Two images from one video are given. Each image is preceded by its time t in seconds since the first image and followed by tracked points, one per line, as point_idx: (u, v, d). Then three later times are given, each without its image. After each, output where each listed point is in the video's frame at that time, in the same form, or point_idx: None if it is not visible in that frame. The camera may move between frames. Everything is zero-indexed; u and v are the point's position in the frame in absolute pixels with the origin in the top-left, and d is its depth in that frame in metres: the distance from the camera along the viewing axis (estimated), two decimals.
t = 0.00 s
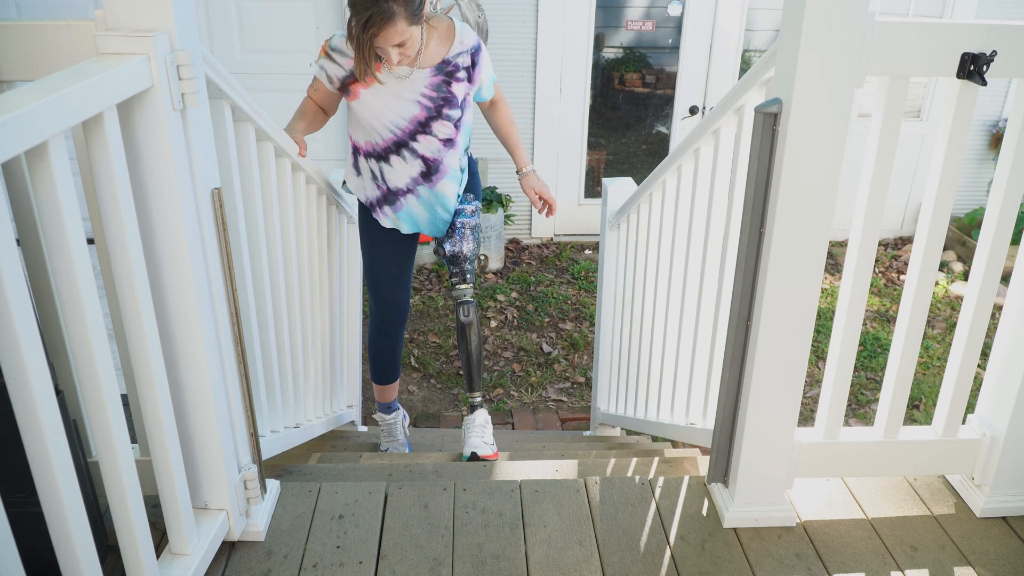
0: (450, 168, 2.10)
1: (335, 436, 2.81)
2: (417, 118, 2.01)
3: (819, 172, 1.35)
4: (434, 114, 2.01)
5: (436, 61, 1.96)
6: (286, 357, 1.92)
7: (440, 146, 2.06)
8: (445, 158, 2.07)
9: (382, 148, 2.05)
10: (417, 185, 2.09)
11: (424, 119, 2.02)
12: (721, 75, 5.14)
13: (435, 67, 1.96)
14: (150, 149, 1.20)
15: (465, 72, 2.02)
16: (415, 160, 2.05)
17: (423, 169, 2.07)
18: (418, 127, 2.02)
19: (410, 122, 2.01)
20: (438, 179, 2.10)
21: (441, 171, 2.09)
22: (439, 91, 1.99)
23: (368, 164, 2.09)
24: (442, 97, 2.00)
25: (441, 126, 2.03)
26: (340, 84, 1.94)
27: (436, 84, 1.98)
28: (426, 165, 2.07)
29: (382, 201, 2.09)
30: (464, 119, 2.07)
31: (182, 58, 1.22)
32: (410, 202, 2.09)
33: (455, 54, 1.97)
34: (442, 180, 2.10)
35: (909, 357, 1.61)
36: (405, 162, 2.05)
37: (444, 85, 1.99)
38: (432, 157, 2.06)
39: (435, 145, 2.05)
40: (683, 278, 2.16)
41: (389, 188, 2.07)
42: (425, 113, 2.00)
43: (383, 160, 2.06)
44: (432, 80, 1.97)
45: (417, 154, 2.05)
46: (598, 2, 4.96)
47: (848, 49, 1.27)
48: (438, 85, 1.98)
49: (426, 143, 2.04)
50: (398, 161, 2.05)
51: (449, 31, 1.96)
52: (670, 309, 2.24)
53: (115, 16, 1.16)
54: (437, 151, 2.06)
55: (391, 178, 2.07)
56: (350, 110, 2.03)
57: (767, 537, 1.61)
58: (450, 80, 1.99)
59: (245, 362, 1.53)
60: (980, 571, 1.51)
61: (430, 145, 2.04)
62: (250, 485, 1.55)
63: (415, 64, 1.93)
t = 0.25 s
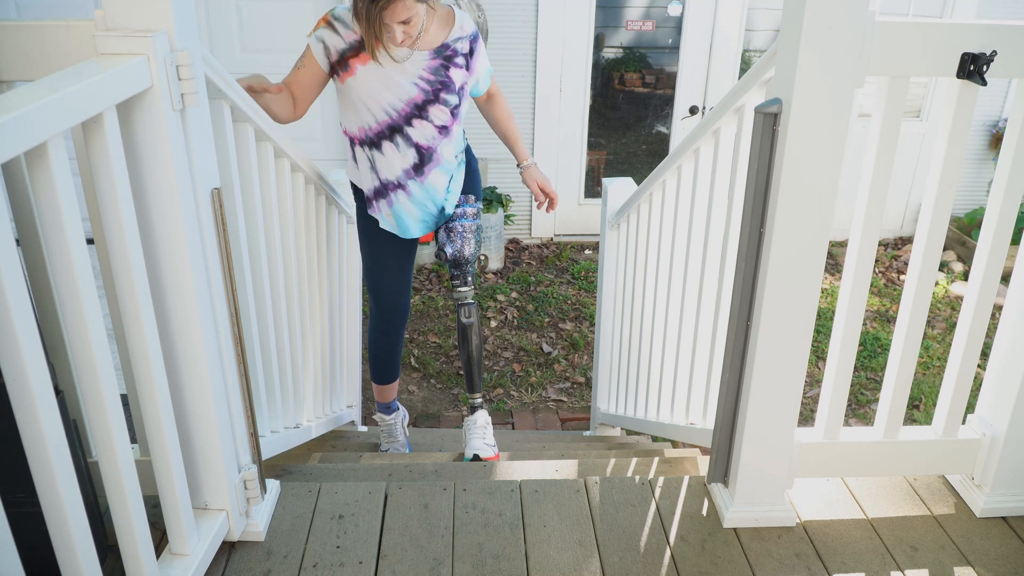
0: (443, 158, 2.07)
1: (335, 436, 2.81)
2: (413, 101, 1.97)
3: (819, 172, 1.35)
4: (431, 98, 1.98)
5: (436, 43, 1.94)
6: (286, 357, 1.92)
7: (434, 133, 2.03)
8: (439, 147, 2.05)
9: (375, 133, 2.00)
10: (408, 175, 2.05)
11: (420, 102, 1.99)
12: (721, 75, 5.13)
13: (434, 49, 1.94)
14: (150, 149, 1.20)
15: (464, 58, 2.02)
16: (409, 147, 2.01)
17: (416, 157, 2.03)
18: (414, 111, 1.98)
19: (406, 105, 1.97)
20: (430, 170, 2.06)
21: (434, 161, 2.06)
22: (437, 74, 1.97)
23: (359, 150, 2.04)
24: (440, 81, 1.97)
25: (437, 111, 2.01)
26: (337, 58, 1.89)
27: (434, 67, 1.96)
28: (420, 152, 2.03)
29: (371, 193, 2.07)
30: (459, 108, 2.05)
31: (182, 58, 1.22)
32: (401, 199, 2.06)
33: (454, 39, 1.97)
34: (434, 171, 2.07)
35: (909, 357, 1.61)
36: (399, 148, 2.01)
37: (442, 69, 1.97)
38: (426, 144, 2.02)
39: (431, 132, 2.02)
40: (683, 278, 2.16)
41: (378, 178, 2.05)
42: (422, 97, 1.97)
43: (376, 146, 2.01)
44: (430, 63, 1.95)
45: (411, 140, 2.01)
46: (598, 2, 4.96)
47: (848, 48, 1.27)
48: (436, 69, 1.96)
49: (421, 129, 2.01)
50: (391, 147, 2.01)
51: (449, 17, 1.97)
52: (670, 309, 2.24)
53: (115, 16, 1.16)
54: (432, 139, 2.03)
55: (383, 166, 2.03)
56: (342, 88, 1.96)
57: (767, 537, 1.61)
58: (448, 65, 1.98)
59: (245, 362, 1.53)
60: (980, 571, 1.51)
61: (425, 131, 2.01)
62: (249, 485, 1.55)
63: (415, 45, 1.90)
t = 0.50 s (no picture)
0: (447, 153, 2.07)
1: (335, 436, 2.81)
2: (420, 94, 1.97)
3: (819, 172, 1.35)
4: (438, 91, 1.99)
5: (443, 38, 1.96)
6: (286, 357, 1.92)
7: (440, 127, 2.02)
8: (443, 142, 2.04)
9: (381, 127, 1.99)
10: (410, 170, 2.04)
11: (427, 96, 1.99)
12: (721, 75, 5.13)
13: (441, 43, 1.96)
14: (150, 149, 1.20)
15: (469, 54, 2.03)
16: (414, 140, 2.01)
17: (420, 151, 2.03)
18: (421, 104, 1.98)
19: (413, 98, 1.97)
20: (434, 164, 2.06)
21: (438, 155, 2.05)
22: (444, 68, 1.98)
23: (363, 145, 2.03)
24: (446, 75, 1.98)
25: (444, 104, 2.01)
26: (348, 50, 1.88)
27: (441, 61, 1.97)
28: (424, 146, 2.03)
29: (370, 187, 2.06)
30: (465, 103, 2.05)
31: (182, 58, 1.22)
32: (398, 190, 2.05)
33: (460, 34, 1.99)
34: (438, 166, 2.06)
35: (909, 357, 1.61)
36: (404, 142, 2.01)
37: (448, 63, 1.98)
38: (431, 138, 2.02)
39: (436, 125, 2.02)
40: (683, 278, 2.16)
41: (379, 172, 2.04)
42: (429, 90, 1.97)
43: (380, 140, 2.00)
44: (437, 57, 1.96)
45: (416, 134, 2.01)
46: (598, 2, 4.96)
47: (848, 49, 1.27)
48: (443, 63, 1.97)
49: (427, 123, 2.01)
50: (396, 141, 2.01)
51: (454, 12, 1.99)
52: (670, 309, 2.24)
53: (115, 17, 1.16)
54: (437, 133, 2.03)
55: (387, 159, 2.02)
56: (350, 81, 1.95)
57: (767, 537, 1.61)
58: (454, 59, 1.99)
59: (245, 362, 1.53)
60: (980, 571, 1.51)
61: (431, 125, 2.01)
62: (249, 485, 1.55)
63: (422, 39, 1.92)
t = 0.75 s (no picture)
0: (454, 156, 2.07)
1: (335, 436, 2.81)
2: (425, 97, 1.97)
3: (819, 172, 1.35)
4: (441, 94, 1.99)
5: (446, 41, 1.95)
6: (286, 357, 1.92)
7: (445, 130, 2.03)
8: (450, 145, 2.04)
9: (386, 132, 2.00)
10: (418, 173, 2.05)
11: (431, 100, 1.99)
12: (721, 75, 5.13)
13: (444, 46, 1.95)
14: (150, 149, 1.20)
15: (472, 56, 2.03)
16: (419, 145, 2.01)
17: (426, 155, 2.03)
18: (425, 108, 1.98)
19: (417, 102, 1.97)
20: (441, 167, 2.06)
21: (444, 158, 2.05)
22: (447, 71, 1.98)
23: (369, 151, 2.04)
24: (450, 78, 1.98)
25: (448, 108, 2.01)
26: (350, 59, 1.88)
27: (444, 64, 1.97)
28: (430, 150, 2.03)
29: (382, 193, 2.06)
30: (469, 106, 2.05)
31: (182, 58, 1.22)
32: (408, 192, 2.06)
33: (463, 36, 1.98)
34: (445, 168, 2.06)
35: (909, 357, 1.61)
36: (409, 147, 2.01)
37: (452, 66, 1.98)
38: (437, 141, 2.02)
39: (441, 129, 2.02)
40: (682, 278, 2.16)
41: (390, 177, 2.04)
42: (433, 93, 1.98)
43: (386, 145, 2.00)
44: (440, 60, 1.96)
45: (422, 137, 2.01)
46: (598, 2, 4.96)
47: (848, 49, 1.27)
48: (446, 66, 1.97)
49: (432, 126, 2.01)
50: (402, 145, 2.01)
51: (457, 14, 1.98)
52: (670, 309, 2.24)
53: (115, 17, 1.16)
54: (442, 136, 2.03)
55: (394, 164, 2.03)
56: (353, 88, 1.95)
57: (767, 537, 1.61)
58: (457, 62, 1.99)
59: (245, 362, 1.53)
60: (980, 571, 1.51)
61: (436, 128, 2.01)
62: (250, 485, 1.55)
63: (426, 42, 1.91)
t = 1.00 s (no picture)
0: (453, 160, 2.08)
1: (335, 436, 2.81)
2: (424, 101, 1.98)
3: (819, 172, 1.35)
4: (441, 99, 1.99)
5: (446, 44, 1.95)
6: (286, 357, 1.92)
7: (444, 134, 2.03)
8: (448, 149, 2.05)
9: (385, 136, 2.00)
10: (418, 178, 2.05)
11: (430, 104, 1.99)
12: (721, 75, 5.13)
13: (444, 50, 1.95)
14: (150, 149, 1.20)
15: (472, 59, 2.03)
16: (419, 150, 2.02)
17: (425, 160, 2.04)
18: (425, 112, 1.99)
19: (416, 106, 1.97)
20: (440, 172, 2.07)
21: (443, 163, 2.06)
22: (447, 75, 1.98)
23: (368, 155, 2.04)
24: (449, 82, 1.98)
25: (447, 112, 2.01)
26: (349, 61, 1.87)
27: (444, 68, 1.97)
28: (429, 155, 2.04)
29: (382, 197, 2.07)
30: (468, 109, 2.06)
31: (182, 58, 1.21)
32: (409, 201, 2.06)
33: (464, 39, 1.98)
34: (444, 173, 2.07)
35: (909, 357, 1.61)
36: (408, 152, 2.01)
37: (452, 69, 1.98)
38: (436, 146, 2.03)
39: (440, 133, 2.02)
40: (682, 278, 2.16)
41: (389, 182, 2.05)
42: (432, 98, 1.98)
43: (386, 149, 2.01)
44: (440, 63, 1.96)
45: (421, 142, 2.01)
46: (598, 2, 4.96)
47: (848, 49, 1.27)
48: (446, 69, 1.97)
49: (431, 130, 2.01)
50: (402, 150, 2.01)
51: (457, 16, 1.97)
52: (670, 309, 2.24)
53: (115, 16, 1.16)
54: (441, 140, 2.03)
55: (394, 168, 2.03)
56: (352, 91, 1.94)
57: (767, 537, 1.61)
58: (458, 65, 1.99)
59: (245, 362, 1.53)
60: (980, 571, 1.51)
61: (435, 133, 2.02)
62: (249, 485, 1.55)
63: (426, 44, 1.91)
